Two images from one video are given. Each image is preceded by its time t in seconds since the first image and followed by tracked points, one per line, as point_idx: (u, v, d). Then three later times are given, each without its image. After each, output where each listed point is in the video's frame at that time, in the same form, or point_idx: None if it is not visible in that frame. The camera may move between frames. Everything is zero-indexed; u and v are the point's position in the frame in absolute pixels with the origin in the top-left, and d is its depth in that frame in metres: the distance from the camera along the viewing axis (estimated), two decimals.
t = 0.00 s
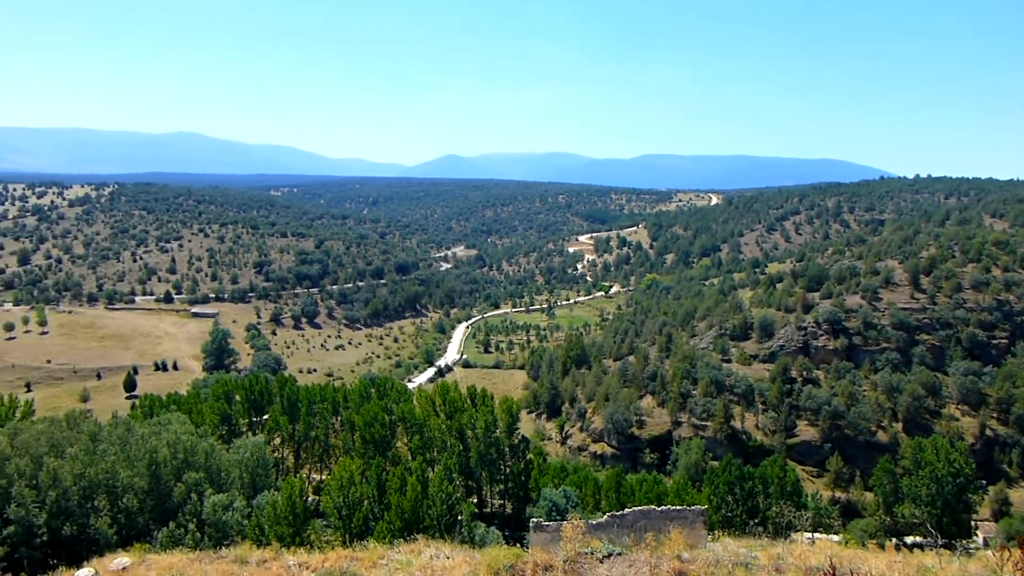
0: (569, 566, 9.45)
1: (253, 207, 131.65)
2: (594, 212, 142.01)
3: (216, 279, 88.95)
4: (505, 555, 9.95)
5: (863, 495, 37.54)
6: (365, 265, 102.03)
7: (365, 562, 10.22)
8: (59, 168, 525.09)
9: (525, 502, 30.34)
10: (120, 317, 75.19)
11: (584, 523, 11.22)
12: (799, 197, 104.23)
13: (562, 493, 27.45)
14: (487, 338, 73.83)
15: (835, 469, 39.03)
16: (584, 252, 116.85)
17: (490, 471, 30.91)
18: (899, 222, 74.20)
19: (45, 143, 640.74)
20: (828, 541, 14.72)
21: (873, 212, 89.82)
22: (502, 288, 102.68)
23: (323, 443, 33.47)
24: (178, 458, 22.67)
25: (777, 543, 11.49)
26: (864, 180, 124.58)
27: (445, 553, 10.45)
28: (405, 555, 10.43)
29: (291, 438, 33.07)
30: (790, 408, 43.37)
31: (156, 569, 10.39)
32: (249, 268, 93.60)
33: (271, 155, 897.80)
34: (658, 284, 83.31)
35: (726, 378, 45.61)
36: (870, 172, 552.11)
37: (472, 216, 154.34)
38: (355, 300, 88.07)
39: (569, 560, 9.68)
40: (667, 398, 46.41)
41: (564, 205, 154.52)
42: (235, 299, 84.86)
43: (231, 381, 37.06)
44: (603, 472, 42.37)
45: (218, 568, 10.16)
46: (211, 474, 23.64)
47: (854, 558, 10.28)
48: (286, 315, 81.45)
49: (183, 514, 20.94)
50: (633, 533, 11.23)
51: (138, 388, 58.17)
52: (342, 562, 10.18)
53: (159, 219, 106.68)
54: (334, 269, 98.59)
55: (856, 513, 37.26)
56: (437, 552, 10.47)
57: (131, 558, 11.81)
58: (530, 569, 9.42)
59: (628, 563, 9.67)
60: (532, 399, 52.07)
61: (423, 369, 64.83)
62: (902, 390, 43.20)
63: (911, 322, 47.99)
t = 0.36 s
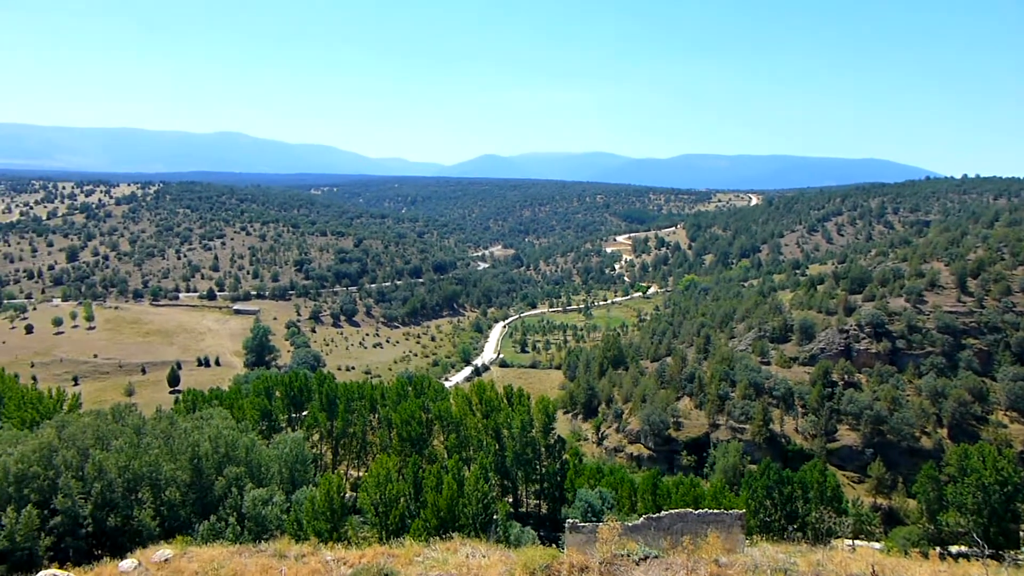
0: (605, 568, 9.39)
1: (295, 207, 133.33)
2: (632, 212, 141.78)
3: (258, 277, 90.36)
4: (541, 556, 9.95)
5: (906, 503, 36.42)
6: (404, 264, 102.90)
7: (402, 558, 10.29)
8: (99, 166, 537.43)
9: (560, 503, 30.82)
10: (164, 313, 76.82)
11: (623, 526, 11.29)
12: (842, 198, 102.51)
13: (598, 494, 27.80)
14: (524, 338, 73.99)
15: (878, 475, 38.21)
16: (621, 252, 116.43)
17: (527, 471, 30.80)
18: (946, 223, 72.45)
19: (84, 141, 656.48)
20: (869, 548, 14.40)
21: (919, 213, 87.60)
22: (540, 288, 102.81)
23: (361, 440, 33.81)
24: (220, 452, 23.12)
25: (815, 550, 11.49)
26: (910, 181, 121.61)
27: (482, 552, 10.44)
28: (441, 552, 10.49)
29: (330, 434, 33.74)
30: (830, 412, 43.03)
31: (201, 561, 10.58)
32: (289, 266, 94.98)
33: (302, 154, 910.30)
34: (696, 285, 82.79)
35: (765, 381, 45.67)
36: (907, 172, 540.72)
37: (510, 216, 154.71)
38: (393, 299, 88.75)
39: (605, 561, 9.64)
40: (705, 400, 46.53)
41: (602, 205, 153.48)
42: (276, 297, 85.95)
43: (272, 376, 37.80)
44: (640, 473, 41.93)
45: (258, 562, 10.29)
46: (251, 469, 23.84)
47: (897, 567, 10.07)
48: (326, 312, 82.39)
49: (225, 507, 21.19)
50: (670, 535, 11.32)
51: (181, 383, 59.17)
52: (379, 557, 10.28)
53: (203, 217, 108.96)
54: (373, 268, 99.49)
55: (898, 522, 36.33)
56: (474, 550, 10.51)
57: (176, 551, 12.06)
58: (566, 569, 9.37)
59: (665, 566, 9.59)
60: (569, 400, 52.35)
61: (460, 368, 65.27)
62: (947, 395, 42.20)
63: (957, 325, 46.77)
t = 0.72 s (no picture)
0: (644, 571, 9.30)
1: (338, 205, 134.76)
2: (674, 214, 140.07)
3: (301, 275, 91.76)
4: (579, 557, 9.92)
5: (954, 512, 35.73)
6: (445, 262, 103.49)
7: (441, 556, 10.34)
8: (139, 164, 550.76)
9: (598, 504, 30.66)
10: (210, 310, 78.31)
11: (661, 528, 11.23)
12: (890, 199, 100.37)
13: (637, 496, 27.82)
14: (564, 338, 73.88)
15: (925, 484, 37.67)
16: (663, 252, 115.61)
17: (565, 472, 30.85)
18: (1002, 225, 70.37)
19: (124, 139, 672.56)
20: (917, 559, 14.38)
21: (970, 215, 84.97)
22: (580, 288, 102.61)
23: (401, 437, 33.98)
24: (263, 447, 23.54)
25: (860, 560, 11.29)
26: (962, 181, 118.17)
27: (520, 552, 10.40)
28: (480, 552, 10.49)
29: (370, 432, 34.00)
30: (876, 418, 42.27)
31: (246, 554, 10.82)
32: (332, 265, 96.26)
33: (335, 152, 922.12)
34: (738, 286, 82.14)
35: (809, 385, 44.74)
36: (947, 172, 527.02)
37: (551, 217, 154.54)
38: (433, 298, 89.31)
39: (644, 564, 9.53)
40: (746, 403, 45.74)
41: (644, 205, 151.22)
42: (318, 295, 86.97)
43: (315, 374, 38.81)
44: (680, 477, 41.69)
45: (300, 556, 10.44)
46: (294, 464, 24.25)
47: None
48: (367, 311, 83.19)
49: (267, 502, 21.61)
50: (711, 540, 11.31)
51: (226, 378, 60.29)
52: (419, 554, 10.29)
53: (247, 216, 111.00)
54: (414, 267, 100.20)
55: (947, 532, 35.60)
56: (512, 550, 10.50)
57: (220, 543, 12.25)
58: (603, 571, 9.30)
59: (705, 570, 9.42)
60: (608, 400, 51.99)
61: (499, 367, 65.57)
62: (999, 403, 41.10)
63: (1010, 331, 45.78)
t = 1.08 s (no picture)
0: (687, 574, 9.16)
1: (383, 205, 135.98)
2: (718, 213, 136.55)
3: (346, 274, 93.04)
4: (621, 558, 9.91)
5: (1009, 521, 34.71)
6: (488, 262, 103.72)
7: (483, 554, 10.37)
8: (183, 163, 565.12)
9: (641, 506, 30.69)
10: (258, 307, 79.73)
11: (703, 532, 11.36)
12: (944, 198, 97.67)
13: (679, 498, 27.60)
14: (607, 338, 73.55)
15: (977, 492, 36.70)
16: (707, 252, 114.33)
17: (607, 472, 31.31)
18: None
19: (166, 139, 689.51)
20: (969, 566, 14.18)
21: None
22: (623, 288, 101.96)
23: (443, 436, 34.44)
24: (309, 443, 24.13)
25: (913, 567, 10.99)
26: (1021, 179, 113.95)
27: (563, 552, 10.47)
28: (522, 551, 10.51)
29: (413, 430, 34.45)
30: (927, 423, 41.32)
31: (291, 548, 10.96)
32: (376, 263, 97.30)
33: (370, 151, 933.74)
34: (784, 287, 81.27)
35: (857, 389, 44.10)
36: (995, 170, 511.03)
37: (595, 216, 153.77)
38: (476, 297, 89.52)
39: (686, 567, 9.41)
40: (792, 406, 45.27)
41: (689, 204, 149.00)
42: (363, 293, 87.98)
43: (359, 371, 39.37)
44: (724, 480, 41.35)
45: (345, 551, 10.56)
46: (338, 460, 24.70)
47: None
48: (411, 309, 83.88)
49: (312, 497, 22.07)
50: (754, 544, 11.37)
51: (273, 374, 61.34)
52: (460, 552, 10.32)
53: (295, 215, 112.88)
54: (457, 266, 100.67)
55: (1000, 541, 34.68)
56: (554, 550, 10.52)
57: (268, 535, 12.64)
58: (645, 571, 9.19)
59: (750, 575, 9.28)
60: (651, 401, 51.58)
61: (541, 367, 65.66)
62: None
63: None
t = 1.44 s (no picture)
0: None
1: (431, 204, 136.96)
2: (769, 213, 135.00)
3: (395, 272, 93.99)
4: (668, 562, 9.92)
5: None
6: (535, 261, 103.75)
7: (529, 553, 10.40)
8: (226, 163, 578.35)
9: (688, 509, 30.84)
10: (310, 305, 81.06)
11: (754, 537, 11.16)
12: (1007, 197, 94.35)
13: (727, 501, 27.70)
14: (655, 338, 73.26)
15: None
16: (757, 253, 112.64)
17: (654, 474, 31.00)
18: None
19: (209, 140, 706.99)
20: None
21: None
22: (671, 288, 100.93)
23: (490, 434, 34.97)
24: (358, 439, 24.58)
25: None
26: None
27: (608, 554, 10.50)
28: (568, 552, 10.52)
29: (460, 427, 34.80)
30: (987, 430, 40.25)
31: (339, 542, 11.13)
32: (424, 262, 98.09)
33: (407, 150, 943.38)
34: (837, 288, 79.94)
35: (912, 394, 43.42)
36: None
37: (643, 216, 152.38)
38: (524, 296, 89.48)
39: (735, 571, 9.34)
40: (845, 410, 44.73)
41: (739, 204, 146.42)
42: (411, 292, 88.79)
43: (406, 370, 39.91)
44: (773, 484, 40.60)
45: (391, 546, 10.68)
46: (386, 457, 25.03)
47: None
48: (459, 308, 84.35)
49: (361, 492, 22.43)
50: (805, 551, 11.15)
51: (323, 371, 62.38)
52: (507, 551, 10.37)
53: (345, 214, 114.57)
54: (504, 265, 100.84)
55: None
56: (599, 551, 10.54)
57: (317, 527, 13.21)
58: None
59: None
60: (699, 403, 50.86)
61: (588, 367, 65.55)
62: None
63: None
